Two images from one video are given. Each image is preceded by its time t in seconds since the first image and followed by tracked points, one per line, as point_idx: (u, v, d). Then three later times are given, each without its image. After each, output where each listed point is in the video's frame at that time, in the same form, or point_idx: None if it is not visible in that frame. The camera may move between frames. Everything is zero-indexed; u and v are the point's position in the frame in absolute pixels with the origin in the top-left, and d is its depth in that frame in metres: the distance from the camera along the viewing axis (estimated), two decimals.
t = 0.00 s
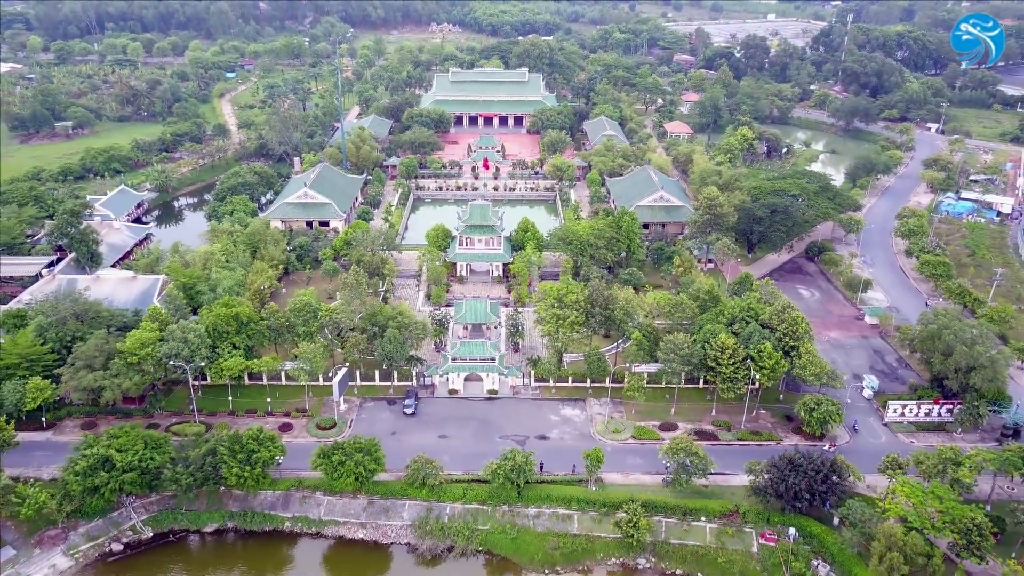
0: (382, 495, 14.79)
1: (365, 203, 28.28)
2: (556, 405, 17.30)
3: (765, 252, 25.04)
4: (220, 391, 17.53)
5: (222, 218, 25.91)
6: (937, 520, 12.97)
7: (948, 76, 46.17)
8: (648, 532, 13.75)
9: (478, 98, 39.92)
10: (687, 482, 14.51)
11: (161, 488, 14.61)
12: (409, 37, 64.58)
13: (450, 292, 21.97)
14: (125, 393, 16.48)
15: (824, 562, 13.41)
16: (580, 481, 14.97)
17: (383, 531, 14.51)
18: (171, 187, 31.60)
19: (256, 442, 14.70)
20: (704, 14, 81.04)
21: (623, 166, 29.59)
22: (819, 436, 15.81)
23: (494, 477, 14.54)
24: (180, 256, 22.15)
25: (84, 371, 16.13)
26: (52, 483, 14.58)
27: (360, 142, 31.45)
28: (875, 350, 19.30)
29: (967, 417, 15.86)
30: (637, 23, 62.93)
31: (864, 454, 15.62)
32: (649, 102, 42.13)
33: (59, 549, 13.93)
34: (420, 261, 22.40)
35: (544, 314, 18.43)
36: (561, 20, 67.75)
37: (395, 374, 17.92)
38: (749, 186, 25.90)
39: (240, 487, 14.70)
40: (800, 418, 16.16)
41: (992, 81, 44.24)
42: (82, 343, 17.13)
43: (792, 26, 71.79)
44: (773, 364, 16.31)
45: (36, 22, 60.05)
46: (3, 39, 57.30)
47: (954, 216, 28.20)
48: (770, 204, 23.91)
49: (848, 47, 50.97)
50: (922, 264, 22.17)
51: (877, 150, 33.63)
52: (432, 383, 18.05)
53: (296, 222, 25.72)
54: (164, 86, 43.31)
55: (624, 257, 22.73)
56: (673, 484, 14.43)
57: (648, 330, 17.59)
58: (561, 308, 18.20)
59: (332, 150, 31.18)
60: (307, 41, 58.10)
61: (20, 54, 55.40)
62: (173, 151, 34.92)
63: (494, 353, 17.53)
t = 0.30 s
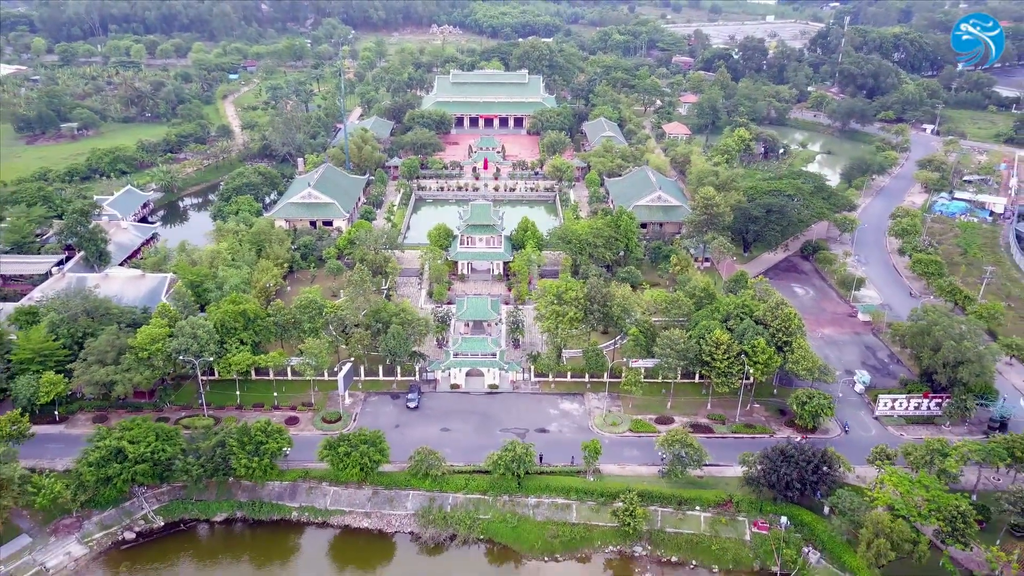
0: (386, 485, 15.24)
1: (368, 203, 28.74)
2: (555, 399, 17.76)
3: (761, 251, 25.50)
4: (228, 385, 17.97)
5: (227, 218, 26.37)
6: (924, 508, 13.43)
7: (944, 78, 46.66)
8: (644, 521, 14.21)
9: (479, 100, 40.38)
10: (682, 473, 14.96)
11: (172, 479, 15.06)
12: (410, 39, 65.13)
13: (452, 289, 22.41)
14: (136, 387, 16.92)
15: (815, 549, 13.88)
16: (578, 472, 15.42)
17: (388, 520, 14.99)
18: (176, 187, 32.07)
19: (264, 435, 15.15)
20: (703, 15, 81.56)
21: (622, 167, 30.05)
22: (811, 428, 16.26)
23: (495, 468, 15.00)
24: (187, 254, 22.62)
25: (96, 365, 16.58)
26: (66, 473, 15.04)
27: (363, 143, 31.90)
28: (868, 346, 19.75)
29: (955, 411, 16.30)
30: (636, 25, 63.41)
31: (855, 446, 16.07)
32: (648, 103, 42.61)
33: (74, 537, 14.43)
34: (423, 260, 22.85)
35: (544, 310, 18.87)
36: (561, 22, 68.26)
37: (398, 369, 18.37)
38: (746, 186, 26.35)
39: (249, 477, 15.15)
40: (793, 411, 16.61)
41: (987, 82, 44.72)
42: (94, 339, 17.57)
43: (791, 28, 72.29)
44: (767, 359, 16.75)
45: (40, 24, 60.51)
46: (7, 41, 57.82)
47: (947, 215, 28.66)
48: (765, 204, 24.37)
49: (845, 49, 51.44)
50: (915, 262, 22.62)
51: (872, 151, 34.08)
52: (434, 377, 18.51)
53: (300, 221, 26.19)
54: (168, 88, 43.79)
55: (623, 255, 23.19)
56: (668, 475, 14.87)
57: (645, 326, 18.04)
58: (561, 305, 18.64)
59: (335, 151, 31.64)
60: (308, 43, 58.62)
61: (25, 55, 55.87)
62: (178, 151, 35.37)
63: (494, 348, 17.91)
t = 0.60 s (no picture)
0: (399, 456, 16.72)
1: (376, 200, 30.16)
2: (553, 381, 19.24)
3: (749, 246, 26.94)
4: (251, 368, 19.42)
5: (243, 214, 27.79)
6: (885, 473, 14.89)
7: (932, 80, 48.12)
8: (634, 487, 15.67)
9: (480, 102, 41.80)
10: (669, 445, 16.42)
11: (204, 450, 16.52)
12: (413, 42, 66.63)
13: (457, 281, 23.85)
14: (167, 368, 18.38)
15: (788, 512, 15.37)
16: (574, 444, 16.87)
17: (401, 488, 16.49)
18: (192, 185, 33.49)
19: (288, 410, 16.59)
20: (700, 18, 83.11)
21: (618, 166, 31.49)
22: (789, 406, 17.72)
23: (498, 440, 16.48)
24: (208, 249, 24.04)
25: (132, 348, 18.07)
26: (107, 445, 16.51)
27: (370, 144, 33.36)
28: (846, 333, 21.17)
29: (921, 390, 17.74)
30: (634, 28, 64.85)
31: (828, 421, 17.54)
32: (644, 105, 44.03)
33: (117, 502, 15.95)
34: (429, 253, 24.28)
35: (543, 298, 20.33)
36: (561, 25, 69.76)
37: (408, 353, 19.82)
38: (734, 185, 27.79)
39: (274, 450, 16.59)
40: (772, 391, 18.08)
41: (973, 85, 46.15)
42: (127, 325, 19.04)
43: (785, 31, 73.79)
44: (749, 343, 18.19)
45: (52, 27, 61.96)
46: (20, 44, 59.33)
47: (927, 213, 30.11)
48: (752, 201, 25.80)
49: (836, 52, 52.90)
50: (892, 256, 24.03)
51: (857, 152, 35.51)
52: (442, 361, 19.97)
53: (313, 218, 27.67)
54: (180, 91, 45.24)
55: (618, 250, 24.63)
56: (657, 446, 16.32)
57: (636, 313, 19.56)
58: (559, 293, 20.12)
59: (343, 151, 33.09)
60: (314, 45, 60.10)
61: (38, 58, 57.33)
62: (192, 151, 36.82)
63: (498, 334, 19.53)
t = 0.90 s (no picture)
0: (409, 431, 18.29)
1: (383, 199, 31.68)
2: (551, 365, 20.77)
3: (737, 242, 28.46)
4: (271, 353, 20.95)
5: (258, 212, 29.31)
6: (851, 445, 16.44)
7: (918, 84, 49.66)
8: (624, 459, 17.24)
9: (482, 104, 43.29)
10: (656, 421, 17.97)
11: (232, 426, 18.08)
12: (415, 46, 68.25)
13: (461, 274, 25.35)
14: (194, 353, 19.91)
15: (764, 481, 16.93)
16: (570, 421, 18.43)
17: (411, 460, 18.03)
18: (206, 185, 35.01)
19: (308, 389, 18.13)
20: (697, 22, 84.84)
21: (614, 167, 33.01)
22: (768, 387, 19.25)
23: (500, 416, 18.05)
24: (227, 244, 25.56)
25: (162, 334, 19.60)
26: (143, 421, 18.06)
27: (377, 145, 34.88)
28: (824, 322, 22.68)
29: (890, 373, 19.19)
30: (631, 32, 66.39)
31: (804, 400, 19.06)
32: (640, 107, 45.46)
33: (152, 472, 17.50)
34: (435, 249, 25.81)
35: (542, 289, 21.86)
36: (560, 28, 71.31)
37: (416, 339, 21.33)
38: (724, 184, 29.31)
39: (295, 425, 18.14)
40: (752, 373, 19.62)
41: (959, 88, 47.68)
42: (157, 313, 20.57)
43: (779, 34, 75.39)
44: (731, 329, 19.73)
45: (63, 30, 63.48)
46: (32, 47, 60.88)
47: (908, 211, 31.66)
48: (740, 199, 27.30)
49: (827, 56, 54.46)
50: (871, 251, 25.55)
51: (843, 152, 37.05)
52: (447, 347, 21.48)
53: (323, 216, 29.19)
54: (191, 94, 46.78)
55: (612, 245, 26.14)
56: (645, 423, 17.87)
57: (628, 303, 21.11)
58: (556, 285, 21.65)
59: (352, 152, 34.63)
60: (319, 49, 61.69)
61: (50, 61, 58.83)
62: (206, 152, 38.31)
63: (499, 322, 20.98)
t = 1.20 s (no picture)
0: (418, 409, 19.85)
1: (389, 197, 33.21)
2: (549, 350, 22.31)
3: (726, 237, 29.98)
4: (288, 340, 22.49)
5: (271, 209, 30.83)
6: (823, 420, 17.99)
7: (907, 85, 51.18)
8: (615, 434, 18.79)
9: (484, 107, 44.67)
10: (645, 400, 19.51)
11: (254, 404, 19.61)
12: (418, 48, 69.83)
13: (464, 267, 26.86)
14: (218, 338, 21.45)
15: (744, 454, 18.48)
16: (566, 400, 20.00)
17: (420, 435, 19.60)
18: (219, 183, 36.53)
19: (325, 370, 19.64)
20: (694, 24, 86.62)
21: (610, 166, 34.55)
22: (750, 369, 20.77)
23: (502, 395, 19.61)
24: (243, 239, 27.08)
25: (188, 320, 21.14)
26: (173, 400, 19.62)
27: (383, 145, 36.43)
28: (805, 311, 24.18)
29: (863, 357, 20.66)
30: (628, 34, 67.92)
31: (783, 382, 20.60)
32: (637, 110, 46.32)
33: (183, 446, 19.07)
34: (440, 243, 27.34)
35: (541, 280, 23.40)
36: (559, 31, 72.85)
37: (423, 327, 22.87)
38: (714, 182, 30.82)
39: (313, 404, 19.68)
40: (735, 356, 21.17)
41: (945, 90, 49.19)
42: (182, 302, 22.11)
43: (774, 37, 76.97)
44: (716, 316, 21.27)
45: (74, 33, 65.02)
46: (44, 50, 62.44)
47: (890, 208, 33.19)
48: (728, 196, 28.79)
49: (819, 58, 56.03)
50: (851, 246, 27.08)
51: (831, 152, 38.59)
52: (452, 334, 23.01)
53: (333, 213, 30.69)
54: (201, 95, 48.31)
55: (607, 240, 27.66)
56: (635, 401, 19.41)
57: (620, 292, 22.66)
58: (554, 276, 23.18)
59: (359, 152, 36.17)
60: (324, 51, 63.25)
61: (63, 63, 60.41)
62: (218, 152, 39.79)
63: (501, 310, 22.50)
